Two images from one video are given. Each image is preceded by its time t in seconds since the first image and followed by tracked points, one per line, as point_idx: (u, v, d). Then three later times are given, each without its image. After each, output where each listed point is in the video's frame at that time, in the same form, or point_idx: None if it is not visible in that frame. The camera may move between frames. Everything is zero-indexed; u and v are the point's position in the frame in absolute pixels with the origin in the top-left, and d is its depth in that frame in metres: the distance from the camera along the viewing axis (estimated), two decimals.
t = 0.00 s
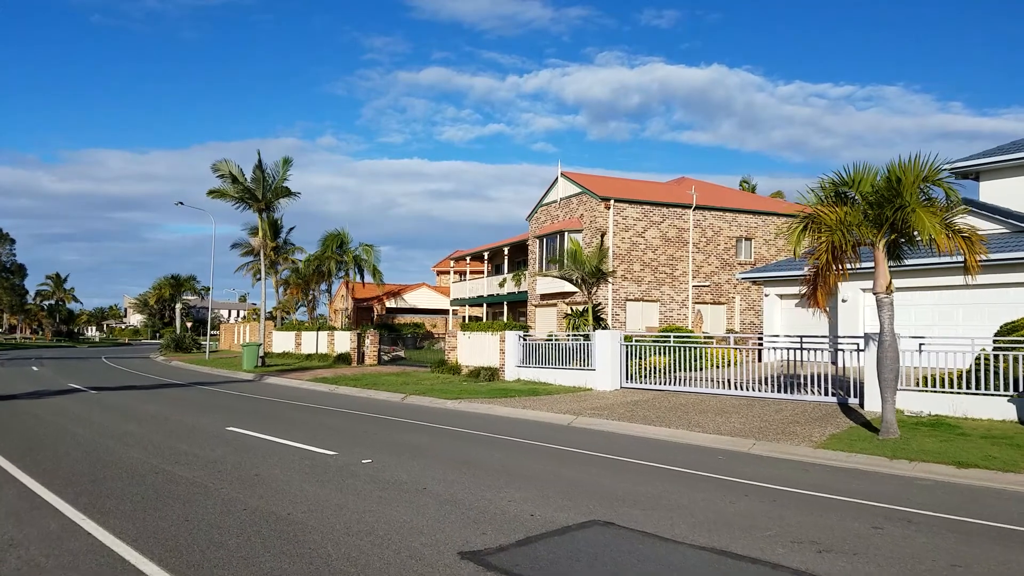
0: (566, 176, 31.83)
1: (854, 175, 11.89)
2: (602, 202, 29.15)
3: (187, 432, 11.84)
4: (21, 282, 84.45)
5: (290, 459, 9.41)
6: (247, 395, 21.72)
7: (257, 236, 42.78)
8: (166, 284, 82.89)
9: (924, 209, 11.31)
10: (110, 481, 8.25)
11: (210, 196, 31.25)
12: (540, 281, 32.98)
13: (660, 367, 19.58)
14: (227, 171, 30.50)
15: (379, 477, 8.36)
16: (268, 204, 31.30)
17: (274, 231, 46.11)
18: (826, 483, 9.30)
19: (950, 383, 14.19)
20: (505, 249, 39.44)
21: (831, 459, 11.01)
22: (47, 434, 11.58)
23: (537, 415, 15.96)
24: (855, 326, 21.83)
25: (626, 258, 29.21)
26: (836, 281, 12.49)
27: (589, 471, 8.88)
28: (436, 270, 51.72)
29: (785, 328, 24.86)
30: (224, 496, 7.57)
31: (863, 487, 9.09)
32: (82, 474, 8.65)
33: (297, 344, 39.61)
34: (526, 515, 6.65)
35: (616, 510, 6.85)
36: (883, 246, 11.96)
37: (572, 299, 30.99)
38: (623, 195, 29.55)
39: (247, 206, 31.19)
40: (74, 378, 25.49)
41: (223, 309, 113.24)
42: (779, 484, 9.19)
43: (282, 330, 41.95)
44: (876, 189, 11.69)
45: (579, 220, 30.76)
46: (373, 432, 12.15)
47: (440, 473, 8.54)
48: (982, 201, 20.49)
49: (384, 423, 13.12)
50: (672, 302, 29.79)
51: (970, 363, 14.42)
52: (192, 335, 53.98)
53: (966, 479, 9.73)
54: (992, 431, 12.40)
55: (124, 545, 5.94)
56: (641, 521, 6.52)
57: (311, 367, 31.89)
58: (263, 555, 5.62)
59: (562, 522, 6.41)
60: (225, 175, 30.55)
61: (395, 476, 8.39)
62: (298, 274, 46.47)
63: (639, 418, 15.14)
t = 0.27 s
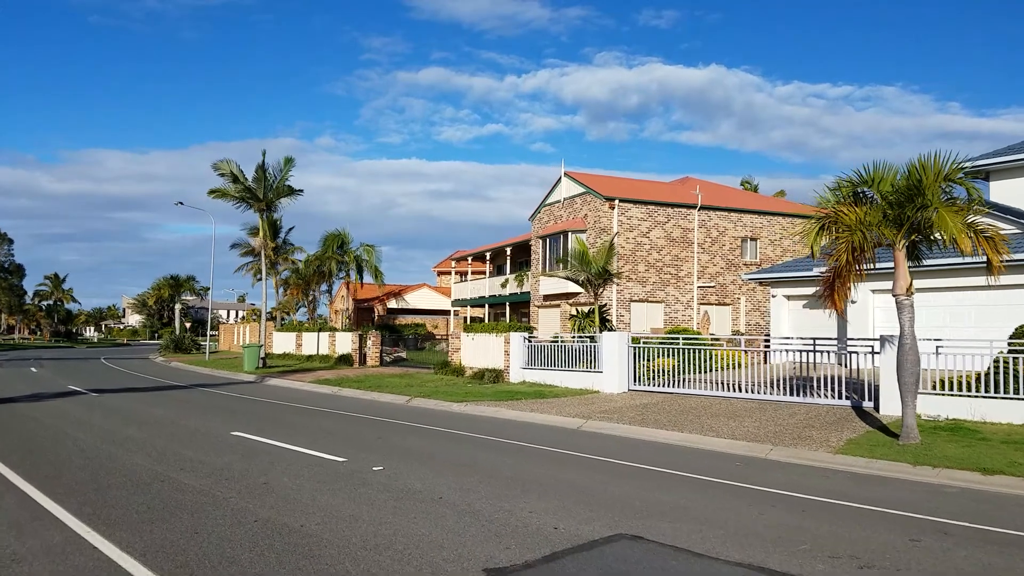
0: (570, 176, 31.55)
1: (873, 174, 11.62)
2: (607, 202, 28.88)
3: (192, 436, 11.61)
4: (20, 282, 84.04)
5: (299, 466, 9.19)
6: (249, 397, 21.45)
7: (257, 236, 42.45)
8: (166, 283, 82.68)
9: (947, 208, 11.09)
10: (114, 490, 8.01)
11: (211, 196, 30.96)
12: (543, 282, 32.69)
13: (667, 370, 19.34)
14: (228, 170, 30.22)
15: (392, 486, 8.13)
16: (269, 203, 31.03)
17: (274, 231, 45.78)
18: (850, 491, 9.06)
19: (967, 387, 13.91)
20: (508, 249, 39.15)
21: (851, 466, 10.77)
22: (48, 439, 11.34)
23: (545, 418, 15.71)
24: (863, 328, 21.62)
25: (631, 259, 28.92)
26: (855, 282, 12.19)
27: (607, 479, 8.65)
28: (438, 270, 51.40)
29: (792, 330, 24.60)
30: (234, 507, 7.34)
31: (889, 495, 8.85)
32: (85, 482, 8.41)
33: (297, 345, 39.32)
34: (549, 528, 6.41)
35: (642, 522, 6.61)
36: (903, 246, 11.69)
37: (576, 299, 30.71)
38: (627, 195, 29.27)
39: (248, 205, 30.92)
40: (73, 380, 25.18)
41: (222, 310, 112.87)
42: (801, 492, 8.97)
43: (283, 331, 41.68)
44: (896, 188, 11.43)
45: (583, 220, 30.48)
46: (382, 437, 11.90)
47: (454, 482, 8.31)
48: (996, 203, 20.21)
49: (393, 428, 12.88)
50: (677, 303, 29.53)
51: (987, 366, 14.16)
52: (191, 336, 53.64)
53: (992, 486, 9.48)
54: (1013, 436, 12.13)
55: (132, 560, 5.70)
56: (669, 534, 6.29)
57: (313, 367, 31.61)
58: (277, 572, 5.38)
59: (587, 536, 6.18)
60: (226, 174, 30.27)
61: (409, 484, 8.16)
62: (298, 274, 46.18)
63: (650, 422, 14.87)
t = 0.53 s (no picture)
0: (576, 174, 31.30)
1: (898, 169, 11.38)
2: (613, 201, 28.64)
3: (202, 438, 11.39)
4: (20, 282, 83.76)
5: (315, 469, 8.97)
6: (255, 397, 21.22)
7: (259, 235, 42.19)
8: (167, 283, 82.52)
9: (974, 205, 10.89)
10: (128, 494, 7.79)
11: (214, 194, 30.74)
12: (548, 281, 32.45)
13: (679, 369, 19.13)
14: (232, 168, 30.01)
15: (412, 489, 7.92)
16: (273, 202, 30.84)
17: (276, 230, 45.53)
18: (880, 494, 8.86)
19: (988, 387, 13.69)
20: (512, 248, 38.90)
21: (876, 467, 10.55)
22: (55, 441, 11.11)
23: (558, 419, 15.49)
24: (875, 327, 21.42)
25: (638, 258, 28.66)
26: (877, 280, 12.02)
27: (632, 482, 8.43)
28: (440, 270, 51.15)
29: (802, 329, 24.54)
30: (252, 510, 7.14)
31: (921, 498, 8.65)
32: (96, 486, 8.19)
33: (301, 345, 39.07)
34: (582, 533, 6.20)
35: (676, 528, 6.41)
36: (927, 243, 11.47)
37: (582, 299, 30.47)
38: (634, 194, 29.03)
39: (252, 204, 30.73)
40: (76, 380, 24.92)
41: (223, 310, 112.59)
42: (830, 495, 8.75)
43: (286, 330, 41.43)
44: (920, 184, 11.19)
45: (589, 219, 30.24)
46: (396, 438, 11.69)
47: (476, 484, 8.11)
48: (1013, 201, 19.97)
49: (406, 429, 12.66)
50: (684, 302, 29.29)
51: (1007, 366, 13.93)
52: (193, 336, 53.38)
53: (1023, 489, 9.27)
54: None
55: (151, 566, 5.49)
56: (706, 540, 6.09)
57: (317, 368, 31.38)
58: None
59: (623, 542, 5.96)
60: (230, 172, 30.07)
61: (430, 487, 7.96)
62: (301, 274, 45.94)
63: (665, 423, 14.64)
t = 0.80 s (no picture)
0: (582, 174, 31.12)
1: (920, 169, 11.30)
2: (620, 201, 28.45)
3: (212, 442, 11.20)
4: (21, 282, 83.57)
5: (331, 475, 8.78)
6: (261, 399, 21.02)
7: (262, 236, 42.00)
8: (170, 283, 82.40)
9: (998, 204, 10.70)
10: (141, 502, 7.61)
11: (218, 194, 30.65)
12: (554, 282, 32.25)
13: (691, 371, 18.98)
14: (237, 168, 29.92)
15: (432, 496, 7.73)
16: (278, 203, 30.76)
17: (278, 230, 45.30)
18: (908, 501, 8.69)
19: (1008, 391, 13.49)
20: (517, 249, 38.70)
21: (899, 473, 10.38)
22: (63, 446, 10.92)
23: (570, 422, 15.29)
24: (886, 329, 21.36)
25: (645, 258, 28.44)
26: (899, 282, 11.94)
27: (657, 489, 8.23)
28: (443, 271, 50.94)
29: (812, 330, 24.58)
30: (269, 519, 6.96)
31: (949, 505, 8.48)
32: (108, 493, 8.00)
33: (304, 346, 38.87)
34: (612, 544, 6.00)
35: (709, 539, 6.22)
36: (950, 244, 11.32)
37: (588, 300, 30.28)
38: (641, 194, 28.83)
39: (256, 205, 30.65)
40: (79, 381, 24.71)
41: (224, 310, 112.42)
42: (859, 503, 8.58)
43: (289, 331, 41.24)
44: (943, 184, 11.06)
45: (595, 219, 30.03)
46: (409, 442, 11.49)
47: (497, 490, 7.92)
48: None
49: (418, 433, 12.47)
50: (691, 303, 29.08)
51: None
52: (195, 336, 53.18)
53: None
54: None
55: None
56: (742, 553, 5.90)
57: (322, 369, 31.19)
58: None
59: (656, 554, 5.77)
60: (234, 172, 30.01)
61: (451, 494, 7.76)
62: (304, 274, 45.77)
63: (679, 426, 14.45)
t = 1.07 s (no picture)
0: (587, 172, 30.90)
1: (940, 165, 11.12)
2: (627, 199, 28.22)
3: (220, 441, 10.99)
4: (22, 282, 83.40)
5: (344, 474, 8.56)
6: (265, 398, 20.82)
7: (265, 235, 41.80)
8: (171, 283, 82.27)
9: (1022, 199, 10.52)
10: (151, 503, 7.39)
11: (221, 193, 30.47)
12: (558, 281, 32.03)
13: (701, 370, 18.78)
14: (240, 166, 29.72)
15: (449, 497, 7.52)
16: (281, 201, 30.65)
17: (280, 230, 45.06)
18: (934, 502, 8.52)
19: None
20: (521, 248, 38.52)
21: (921, 474, 10.20)
22: (68, 446, 10.70)
23: (581, 421, 15.08)
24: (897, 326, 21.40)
25: (651, 257, 28.23)
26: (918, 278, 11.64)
27: (680, 490, 8.03)
28: (446, 270, 50.77)
29: (821, 329, 24.55)
30: (284, 520, 6.75)
31: (977, 506, 8.30)
32: (116, 494, 7.78)
33: (307, 345, 38.67)
34: (642, 548, 5.80)
35: (741, 542, 6.02)
36: (971, 240, 11.12)
37: (594, 299, 30.06)
38: (648, 192, 28.63)
39: (260, 203, 30.55)
40: (82, 380, 24.51)
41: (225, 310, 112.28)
42: (885, 503, 8.39)
43: (291, 331, 40.99)
44: (964, 180, 10.87)
45: (601, 217, 29.82)
46: (420, 442, 11.28)
47: (516, 490, 7.71)
48: None
49: (429, 433, 12.26)
50: (698, 302, 28.85)
51: None
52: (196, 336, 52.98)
53: None
54: None
55: None
56: (776, 555, 5.71)
57: (325, 368, 30.96)
58: None
59: (689, 557, 5.55)
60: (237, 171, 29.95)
61: (469, 494, 7.55)
62: (306, 274, 45.54)
63: (692, 426, 14.23)
